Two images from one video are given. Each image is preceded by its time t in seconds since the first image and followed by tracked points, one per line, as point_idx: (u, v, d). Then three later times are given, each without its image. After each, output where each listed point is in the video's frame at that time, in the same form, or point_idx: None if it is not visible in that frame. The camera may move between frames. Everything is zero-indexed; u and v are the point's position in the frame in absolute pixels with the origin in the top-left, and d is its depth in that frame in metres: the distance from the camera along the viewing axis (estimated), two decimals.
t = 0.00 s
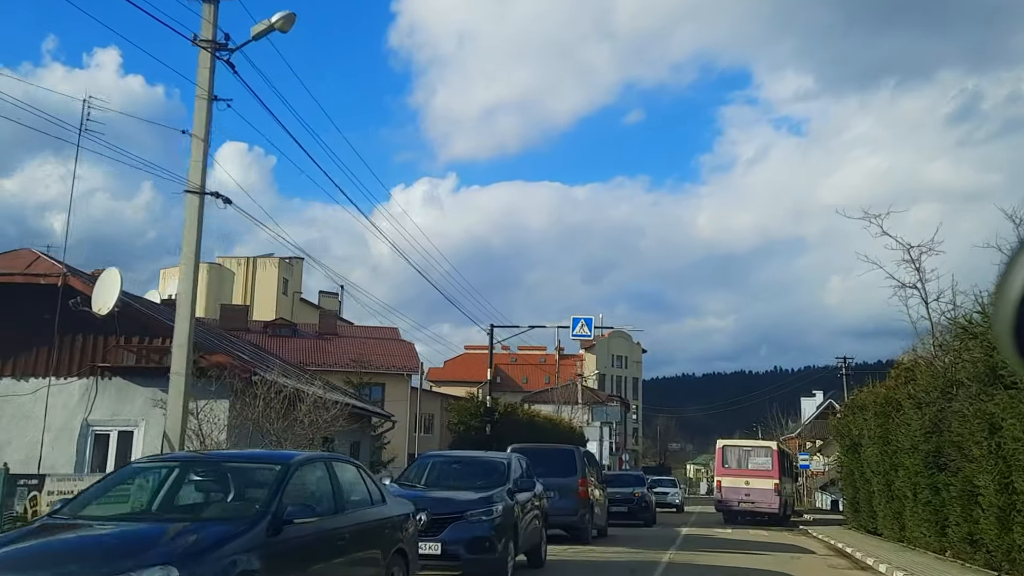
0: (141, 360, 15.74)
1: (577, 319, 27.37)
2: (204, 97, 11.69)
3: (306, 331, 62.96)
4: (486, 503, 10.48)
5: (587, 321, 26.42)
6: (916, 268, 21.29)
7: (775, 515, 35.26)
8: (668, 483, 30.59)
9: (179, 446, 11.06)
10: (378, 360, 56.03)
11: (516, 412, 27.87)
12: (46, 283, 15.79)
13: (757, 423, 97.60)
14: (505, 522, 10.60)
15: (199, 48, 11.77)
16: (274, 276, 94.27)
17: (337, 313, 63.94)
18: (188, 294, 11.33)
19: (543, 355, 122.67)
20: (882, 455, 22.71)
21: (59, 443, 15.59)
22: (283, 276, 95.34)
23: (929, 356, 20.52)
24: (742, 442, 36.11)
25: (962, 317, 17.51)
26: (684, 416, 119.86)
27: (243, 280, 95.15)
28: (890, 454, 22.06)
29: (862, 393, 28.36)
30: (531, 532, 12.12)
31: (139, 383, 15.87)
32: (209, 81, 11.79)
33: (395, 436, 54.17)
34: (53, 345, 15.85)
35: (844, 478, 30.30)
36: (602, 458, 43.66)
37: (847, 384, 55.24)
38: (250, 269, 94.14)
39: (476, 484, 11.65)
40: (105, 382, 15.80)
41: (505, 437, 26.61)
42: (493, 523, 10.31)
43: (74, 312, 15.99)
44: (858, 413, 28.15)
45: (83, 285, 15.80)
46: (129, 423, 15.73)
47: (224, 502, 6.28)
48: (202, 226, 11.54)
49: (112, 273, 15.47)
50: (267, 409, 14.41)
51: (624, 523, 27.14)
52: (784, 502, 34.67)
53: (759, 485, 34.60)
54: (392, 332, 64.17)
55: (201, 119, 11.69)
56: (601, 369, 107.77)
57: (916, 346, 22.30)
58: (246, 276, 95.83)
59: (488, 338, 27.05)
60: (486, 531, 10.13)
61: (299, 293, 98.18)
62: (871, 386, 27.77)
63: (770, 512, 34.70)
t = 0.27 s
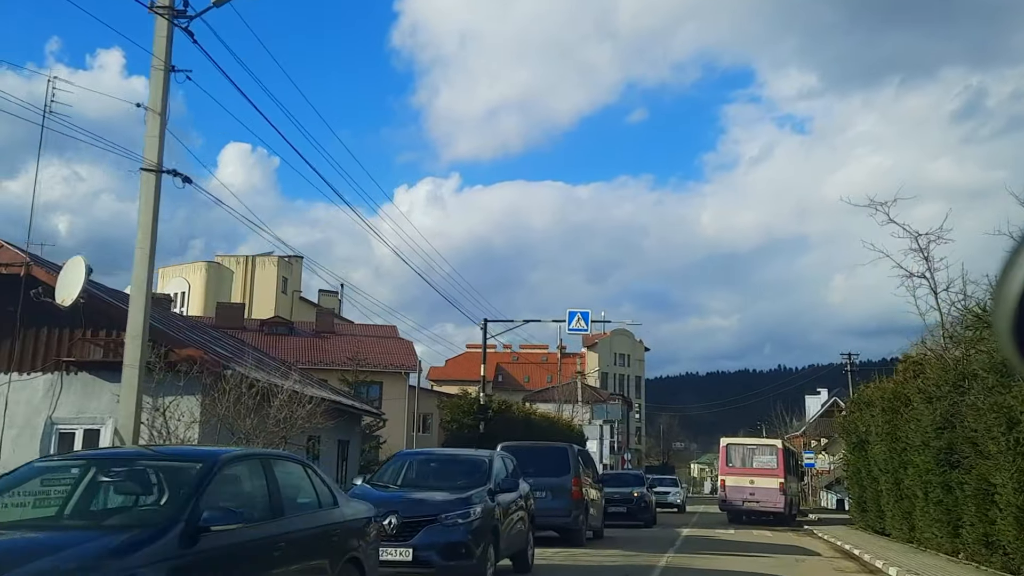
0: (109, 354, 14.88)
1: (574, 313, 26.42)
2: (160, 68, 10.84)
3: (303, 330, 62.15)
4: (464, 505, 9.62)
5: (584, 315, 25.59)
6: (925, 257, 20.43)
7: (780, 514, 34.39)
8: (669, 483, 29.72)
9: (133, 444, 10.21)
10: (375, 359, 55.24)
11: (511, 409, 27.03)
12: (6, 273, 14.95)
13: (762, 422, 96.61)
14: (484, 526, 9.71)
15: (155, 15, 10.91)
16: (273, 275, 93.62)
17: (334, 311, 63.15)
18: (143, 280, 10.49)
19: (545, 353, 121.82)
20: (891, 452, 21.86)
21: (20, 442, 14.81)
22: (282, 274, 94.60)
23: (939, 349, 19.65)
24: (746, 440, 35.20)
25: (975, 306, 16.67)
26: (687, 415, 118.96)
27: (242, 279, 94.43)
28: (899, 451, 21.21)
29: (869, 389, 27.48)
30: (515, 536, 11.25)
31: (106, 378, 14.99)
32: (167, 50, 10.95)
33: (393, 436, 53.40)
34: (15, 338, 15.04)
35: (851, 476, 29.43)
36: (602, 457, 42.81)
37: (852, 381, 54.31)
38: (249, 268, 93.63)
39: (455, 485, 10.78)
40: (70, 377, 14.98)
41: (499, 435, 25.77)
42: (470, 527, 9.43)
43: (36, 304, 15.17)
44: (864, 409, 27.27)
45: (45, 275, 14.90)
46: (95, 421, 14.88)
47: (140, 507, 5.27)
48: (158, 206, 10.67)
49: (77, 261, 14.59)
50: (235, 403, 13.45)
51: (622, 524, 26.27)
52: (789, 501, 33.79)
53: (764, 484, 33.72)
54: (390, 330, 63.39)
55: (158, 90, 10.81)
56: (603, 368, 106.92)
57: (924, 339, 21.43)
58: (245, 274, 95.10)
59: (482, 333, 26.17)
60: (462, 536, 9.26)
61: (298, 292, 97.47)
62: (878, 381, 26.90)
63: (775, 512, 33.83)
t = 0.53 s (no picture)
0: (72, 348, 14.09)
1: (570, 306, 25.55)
2: (107, 35, 10.13)
3: (300, 328, 61.36)
4: (438, 507, 8.77)
5: (580, 309, 24.74)
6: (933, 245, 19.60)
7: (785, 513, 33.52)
8: (670, 482, 28.87)
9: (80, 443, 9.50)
10: (373, 357, 54.43)
11: (507, 407, 26.20)
12: None
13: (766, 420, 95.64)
14: (459, 530, 8.86)
15: None
16: (271, 274, 92.90)
17: (332, 309, 62.36)
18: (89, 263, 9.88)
19: (548, 352, 120.97)
20: (899, 449, 21.02)
21: None
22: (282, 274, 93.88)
23: (949, 341, 18.77)
24: (750, 437, 34.30)
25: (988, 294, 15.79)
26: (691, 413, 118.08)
27: (241, 278, 93.69)
28: (908, 448, 20.36)
29: (875, 384, 26.63)
30: (497, 540, 10.40)
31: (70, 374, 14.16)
32: (115, 16, 10.35)
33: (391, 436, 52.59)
34: None
35: (857, 475, 28.58)
36: (603, 456, 41.99)
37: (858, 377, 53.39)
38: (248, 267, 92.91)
39: (432, 486, 9.94)
40: (33, 373, 14.18)
41: (493, 434, 24.95)
42: (444, 532, 8.58)
43: None
44: (871, 405, 26.39)
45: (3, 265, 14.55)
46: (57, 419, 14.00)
47: (19, 518, 4.39)
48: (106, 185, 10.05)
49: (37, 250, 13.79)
50: (202, 397, 12.61)
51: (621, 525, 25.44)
52: (795, 500, 32.92)
53: (769, 483, 32.85)
54: (388, 328, 62.57)
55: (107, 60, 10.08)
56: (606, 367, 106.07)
57: (933, 331, 20.55)
58: (244, 274, 94.36)
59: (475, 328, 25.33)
60: (434, 542, 8.40)
61: (297, 291, 96.72)
62: (885, 376, 26.02)
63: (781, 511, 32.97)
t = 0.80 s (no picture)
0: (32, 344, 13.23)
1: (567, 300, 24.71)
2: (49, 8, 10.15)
3: (298, 327, 60.59)
4: (407, 511, 7.93)
5: (577, 302, 23.89)
6: (943, 231, 18.69)
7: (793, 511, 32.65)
8: (672, 480, 28.07)
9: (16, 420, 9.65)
10: (373, 356, 53.66)
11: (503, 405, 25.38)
12: None
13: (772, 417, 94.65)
14: (430, 534, 8.02)
15: None
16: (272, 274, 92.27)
17: (330, 307, 61.62)
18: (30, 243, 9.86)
19: (551, 350, 120.13)
20: (910, 445, 20.12)
21: None
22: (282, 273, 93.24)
23: (962, 331, 17.89)
24: (757, 435, 33.38)
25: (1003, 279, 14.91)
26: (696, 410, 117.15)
27: (241, 278, 93.01)
28: (920, 444, 19.48)
29: (884, 378, 25.71)
30: (478, 545, 9.56)
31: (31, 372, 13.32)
32: None
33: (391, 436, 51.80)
34: None
35: (865, 472, 27.68)
36: (605, 454, 41.14)
37: (866, 374, 52.40)
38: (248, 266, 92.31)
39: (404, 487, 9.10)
40: None
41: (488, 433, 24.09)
42: (411, 537, 7.74)
43: None
44: (880, 400, 25.51)
45: None
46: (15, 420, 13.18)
47: None
48: (46, 157, 10.11)
49: None
50: (166, 394, 11.73)
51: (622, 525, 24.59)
52: (803, 498, 32.02)
53: (777, 481, 31.96)
54: (388, 327, 61.81)
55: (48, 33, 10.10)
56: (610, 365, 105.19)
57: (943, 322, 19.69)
58: (244, 273, 93.65)
59: (469, 323, 24.46)
60: (400, 549, 7.57)
61: (298, 291, 96.05)
62: (894, 369, 25.14)
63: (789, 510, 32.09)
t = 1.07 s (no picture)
0: None
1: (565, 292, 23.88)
2: None
3: (297, 326, 59.82)
4: (369, 515, 7.09)
5: (575, 295, 23.03)
6: (958, 217, 17.81)
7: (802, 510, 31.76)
8: (675, 479, 27.21)
9: None
10: (373, 355, 52.89)
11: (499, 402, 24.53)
12: None
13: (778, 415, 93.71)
14: (395, 541, 7.18)
15: None
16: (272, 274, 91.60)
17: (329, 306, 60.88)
18: None
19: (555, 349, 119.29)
20: (923, 441, 19.26)
21: None
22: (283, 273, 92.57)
23: (977, 322, 17.05)
24: (765, 432, 32.50)
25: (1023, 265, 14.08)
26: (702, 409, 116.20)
27: (242, 278, 92.33)
28: (934, 440, 18.62)
29: (894, 372, 24.84)
30: (457, 550, 8.72)
31: None
32: None
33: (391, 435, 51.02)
34: None
35: (874, 470, 26.80)
36: (608, 453, 40.28)
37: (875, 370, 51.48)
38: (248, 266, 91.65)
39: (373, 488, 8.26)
40: None
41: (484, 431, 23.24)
42: (374, 546, 6.90)
43: None
44: (889, 395, 24.65)
45: None
46: None
47: None
48: None
49: None
50: (129, 389, 10.94)
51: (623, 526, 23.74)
52: (812, 497, 31.14)
53: (785, 479, 31.08)
54: (388, 325, 61.05)
55: None
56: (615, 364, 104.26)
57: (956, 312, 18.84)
58: (244, 273, 92.95)
59: (463, 317, 23.60)
60: (361, 559, 6.74)
61: (300, 291, 95.36)
62: (904, 364, 24.30)
63: (797, 509, 31.21)
